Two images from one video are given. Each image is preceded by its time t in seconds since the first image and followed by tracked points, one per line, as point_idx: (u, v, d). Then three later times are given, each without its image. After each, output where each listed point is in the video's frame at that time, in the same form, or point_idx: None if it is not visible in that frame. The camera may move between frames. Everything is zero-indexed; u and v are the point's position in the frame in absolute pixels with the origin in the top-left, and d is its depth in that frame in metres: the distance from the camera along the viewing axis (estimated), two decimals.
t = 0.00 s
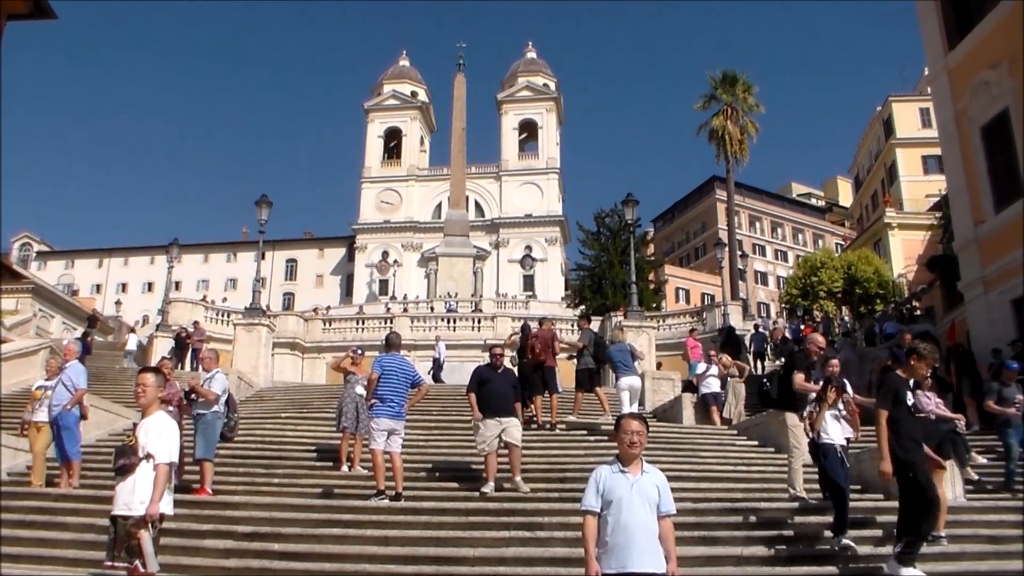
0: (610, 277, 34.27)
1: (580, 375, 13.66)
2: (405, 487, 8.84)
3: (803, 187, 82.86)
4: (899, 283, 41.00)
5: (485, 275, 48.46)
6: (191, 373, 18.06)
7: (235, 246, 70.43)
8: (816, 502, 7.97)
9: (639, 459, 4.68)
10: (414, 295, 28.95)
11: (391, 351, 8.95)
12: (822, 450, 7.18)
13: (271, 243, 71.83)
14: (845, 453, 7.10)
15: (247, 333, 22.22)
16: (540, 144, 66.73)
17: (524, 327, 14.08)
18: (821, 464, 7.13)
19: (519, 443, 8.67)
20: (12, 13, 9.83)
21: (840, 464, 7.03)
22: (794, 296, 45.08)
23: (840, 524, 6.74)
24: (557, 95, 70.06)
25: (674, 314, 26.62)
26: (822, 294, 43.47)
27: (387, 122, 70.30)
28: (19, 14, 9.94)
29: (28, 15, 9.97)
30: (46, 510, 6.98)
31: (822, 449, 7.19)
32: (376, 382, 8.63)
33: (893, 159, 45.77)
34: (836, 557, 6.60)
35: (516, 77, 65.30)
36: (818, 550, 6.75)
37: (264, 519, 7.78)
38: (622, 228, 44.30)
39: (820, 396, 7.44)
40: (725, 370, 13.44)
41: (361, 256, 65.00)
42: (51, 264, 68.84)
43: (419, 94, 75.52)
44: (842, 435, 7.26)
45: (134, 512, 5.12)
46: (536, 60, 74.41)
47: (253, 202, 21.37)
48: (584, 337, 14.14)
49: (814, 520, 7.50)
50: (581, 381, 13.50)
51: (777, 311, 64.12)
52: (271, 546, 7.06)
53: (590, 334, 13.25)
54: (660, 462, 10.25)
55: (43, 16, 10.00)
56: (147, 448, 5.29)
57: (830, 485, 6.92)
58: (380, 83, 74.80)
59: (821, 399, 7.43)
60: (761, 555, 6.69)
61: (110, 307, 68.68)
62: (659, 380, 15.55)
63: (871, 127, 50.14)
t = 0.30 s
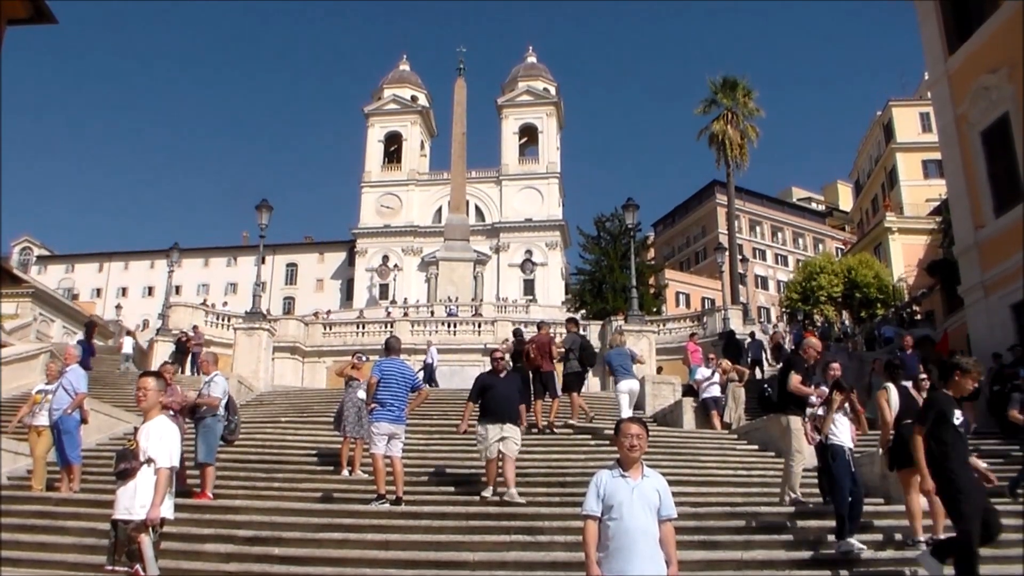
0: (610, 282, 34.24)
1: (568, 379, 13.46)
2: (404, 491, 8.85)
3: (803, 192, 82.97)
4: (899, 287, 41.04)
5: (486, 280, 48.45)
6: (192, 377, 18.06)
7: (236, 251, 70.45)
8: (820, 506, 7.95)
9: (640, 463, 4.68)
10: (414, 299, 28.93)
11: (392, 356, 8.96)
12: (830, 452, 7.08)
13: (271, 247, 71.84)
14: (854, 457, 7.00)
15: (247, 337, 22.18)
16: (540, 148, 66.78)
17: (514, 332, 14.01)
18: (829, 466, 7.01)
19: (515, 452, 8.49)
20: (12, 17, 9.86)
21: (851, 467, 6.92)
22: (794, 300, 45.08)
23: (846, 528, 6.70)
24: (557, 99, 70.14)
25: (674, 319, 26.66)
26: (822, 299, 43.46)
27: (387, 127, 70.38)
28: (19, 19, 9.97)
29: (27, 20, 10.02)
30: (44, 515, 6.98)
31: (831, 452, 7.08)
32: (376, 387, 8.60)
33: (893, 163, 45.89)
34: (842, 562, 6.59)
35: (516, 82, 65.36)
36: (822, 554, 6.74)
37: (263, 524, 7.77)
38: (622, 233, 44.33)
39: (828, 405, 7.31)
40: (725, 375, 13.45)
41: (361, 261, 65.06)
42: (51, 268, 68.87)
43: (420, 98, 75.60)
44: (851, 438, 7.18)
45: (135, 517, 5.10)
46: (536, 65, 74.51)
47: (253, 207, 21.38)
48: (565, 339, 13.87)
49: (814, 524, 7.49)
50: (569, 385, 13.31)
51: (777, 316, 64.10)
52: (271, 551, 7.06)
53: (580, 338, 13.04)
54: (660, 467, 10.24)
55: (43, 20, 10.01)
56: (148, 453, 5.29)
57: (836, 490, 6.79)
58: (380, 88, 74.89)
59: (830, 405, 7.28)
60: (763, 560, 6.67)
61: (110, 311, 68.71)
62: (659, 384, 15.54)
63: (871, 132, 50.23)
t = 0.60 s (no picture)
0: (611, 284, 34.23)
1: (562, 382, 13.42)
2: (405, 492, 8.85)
3: (804, 194, 82.91)
4: (900, 289, 41.01)
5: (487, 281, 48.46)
6: (193, 379, 18.04)
7: (236, 252, 70.49)
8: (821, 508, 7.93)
9: (641, 465, 4.67)
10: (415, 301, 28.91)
11: (393, 358, 8.91)
12: (840, 456, 7.21)
13: (272, 248, 71.85)
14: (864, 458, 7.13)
15: (248, 339, 22.14)
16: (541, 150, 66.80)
17: (507, 337, 14.02)
18: (841, 468, 7.14)
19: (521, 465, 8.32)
20: (13, 19, 9.88)
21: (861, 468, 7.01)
22: (795, 302, 45.03)
23: (855, 528, 6.68)
24: (557, 101, 70.17)
25: (675, 321, 26.65)
26: (822, 300, 43.41)
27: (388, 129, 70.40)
28: (21, 20, 9.98)
29: (29, 21, 10.04)
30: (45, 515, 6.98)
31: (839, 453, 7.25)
32: (375, 390, 8.57)
33: (894, 165, 45.91)
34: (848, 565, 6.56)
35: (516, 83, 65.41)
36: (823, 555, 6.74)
37: (264, 526, 7.77)
38: (623, 234, 44.34)
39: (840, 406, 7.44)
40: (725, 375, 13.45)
41: (362, 262, 65.11)
42: (52, 270, 68.97)
43: (420, 100, 75.60)
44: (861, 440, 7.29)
45: (136, 518, 5.10)
46: (536, 66, 74.54)
47: (254, 208, 21.37)
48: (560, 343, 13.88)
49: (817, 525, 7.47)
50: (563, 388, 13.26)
51: (778, 317, 64.10)
52: (271, 552, 7.06)
53: (571, 339, 12.93)
54: (661, 468, 10.24)
55: (44, 21, 10.03)
56: (148, 455, 5.28)
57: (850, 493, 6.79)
58: (381, 89, 74.92)
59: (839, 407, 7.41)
60: (763, 560, 6.66)
61: (111, 313, 68.74)
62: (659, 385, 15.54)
63: (872, 133, 50.24)
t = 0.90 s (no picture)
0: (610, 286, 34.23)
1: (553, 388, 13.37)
2: (405, 494, 8.86)
3: (803, 197, 82.93)
4: (900, 291, 41.02)
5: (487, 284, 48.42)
6: (193, 382, 18.02)
7: (236, 255, 70.50)
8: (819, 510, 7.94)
9: (641, 466, 4.68)
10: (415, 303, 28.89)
11: (392, 361, 8.90)
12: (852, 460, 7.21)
13: (271, 251, 71.84)
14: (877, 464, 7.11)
15: (248, 341, 22.12)
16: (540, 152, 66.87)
17: (495, 342, 13.98)
18: (853, 474, 7.10)
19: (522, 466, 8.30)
20: (13, 21, 9.90)
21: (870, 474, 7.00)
22: (794, 304, 45.02)
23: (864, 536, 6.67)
24: (557, 104, 70.25)
25: (675, 324, 26.66)
26: (822, 303, 43.39)
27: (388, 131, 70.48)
28: (21, 23, 10.00)
29: (30, 24, 10.07)
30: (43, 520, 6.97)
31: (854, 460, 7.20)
32: (375, 393, 8.58)
33: (893, 168, 45.95)
34: (849, 566, 6.58)
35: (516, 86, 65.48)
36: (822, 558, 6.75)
37: (265, 529, 7.77)
38: (623, 237, 44.39)
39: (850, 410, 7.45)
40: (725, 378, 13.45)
41: (362, 265, 65.13)
42: (51, 273, 68.98)
43: (420, 103, 75.63)
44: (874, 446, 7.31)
45: (136, 522, 5.09)
46: (536, 69, 74.62)
47: (254, 211, 21.37)
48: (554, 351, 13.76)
49: (817, 527, 7.45)
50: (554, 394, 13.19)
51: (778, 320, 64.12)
52: (272, 555, 7.05)
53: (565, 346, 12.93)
54: (661, 471, 10.23)
55: (45, 24, 10.05)
56: (148, 458, 5.26)
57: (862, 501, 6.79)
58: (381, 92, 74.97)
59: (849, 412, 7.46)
60: (763, 563, 6.65)
61: (110, 316, 68.74)
62: (660, 388, 15.54)
63: (872, 136, 50.30)
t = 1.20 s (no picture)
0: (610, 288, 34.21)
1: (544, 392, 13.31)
2: (405, 498, 8.85)
3: (803, 199, 82.91)
4: (900, 293, 41.05)
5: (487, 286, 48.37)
6: (193, 385, 17.97)
7: (236, 257, 70.51)
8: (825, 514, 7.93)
9: (640, 468, 4.67)
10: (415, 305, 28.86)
11: (391, 364, 8.91)
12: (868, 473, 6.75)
13: (272, 254, 71.81)
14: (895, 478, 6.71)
15: (249, 344, 22.14)
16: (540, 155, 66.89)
17: (487, 346, 13.94)
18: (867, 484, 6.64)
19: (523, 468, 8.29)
20: (13, 24, 9.93)
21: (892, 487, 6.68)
22: (794, 307, 44.96)
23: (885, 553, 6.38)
24: (557, 106, 70.31)
25: (675, 326, 26.66)
26: (822, 305, 43.30)
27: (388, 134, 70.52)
28: (21, 26, 10.02)
29: (31, 27, 10.10)
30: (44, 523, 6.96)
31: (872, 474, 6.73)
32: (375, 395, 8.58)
33: (893, 170, 45.99)
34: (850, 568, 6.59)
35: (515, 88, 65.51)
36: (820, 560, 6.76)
37: (267, 531, 7.78)
38: (623, 239, 44.41)
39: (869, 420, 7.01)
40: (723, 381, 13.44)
41: (362, 268, 65.11)
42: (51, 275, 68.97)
43: (420, 105, 75.65)
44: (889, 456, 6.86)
45: (137, 524, 5.09)
46: (536, 71, 74.70)
47: (254, 213, 21.35)
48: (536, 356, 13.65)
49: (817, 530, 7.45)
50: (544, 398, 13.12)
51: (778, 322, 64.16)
52: (272, 558, 7.05)
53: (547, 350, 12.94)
54: (661, 473, 10.23)
55: (45, 27, 10.08)
56: (149, 460, 5.24)
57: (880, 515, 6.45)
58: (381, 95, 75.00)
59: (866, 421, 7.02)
60: (762, 566, 6.65)
61: (110, 318, 68.71)
62: (661, 390, 15.52)
63: (871, 139, 50.33)
